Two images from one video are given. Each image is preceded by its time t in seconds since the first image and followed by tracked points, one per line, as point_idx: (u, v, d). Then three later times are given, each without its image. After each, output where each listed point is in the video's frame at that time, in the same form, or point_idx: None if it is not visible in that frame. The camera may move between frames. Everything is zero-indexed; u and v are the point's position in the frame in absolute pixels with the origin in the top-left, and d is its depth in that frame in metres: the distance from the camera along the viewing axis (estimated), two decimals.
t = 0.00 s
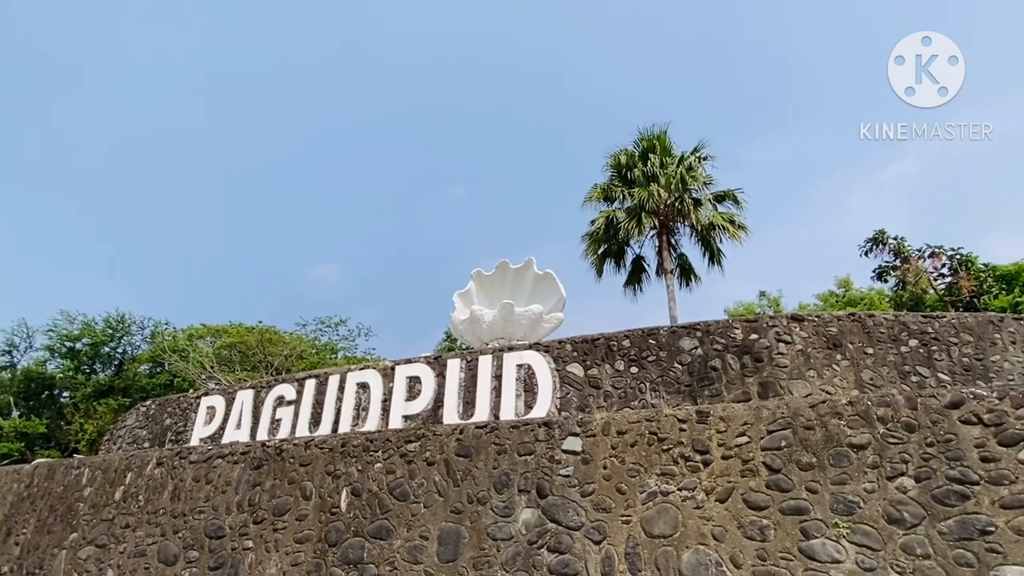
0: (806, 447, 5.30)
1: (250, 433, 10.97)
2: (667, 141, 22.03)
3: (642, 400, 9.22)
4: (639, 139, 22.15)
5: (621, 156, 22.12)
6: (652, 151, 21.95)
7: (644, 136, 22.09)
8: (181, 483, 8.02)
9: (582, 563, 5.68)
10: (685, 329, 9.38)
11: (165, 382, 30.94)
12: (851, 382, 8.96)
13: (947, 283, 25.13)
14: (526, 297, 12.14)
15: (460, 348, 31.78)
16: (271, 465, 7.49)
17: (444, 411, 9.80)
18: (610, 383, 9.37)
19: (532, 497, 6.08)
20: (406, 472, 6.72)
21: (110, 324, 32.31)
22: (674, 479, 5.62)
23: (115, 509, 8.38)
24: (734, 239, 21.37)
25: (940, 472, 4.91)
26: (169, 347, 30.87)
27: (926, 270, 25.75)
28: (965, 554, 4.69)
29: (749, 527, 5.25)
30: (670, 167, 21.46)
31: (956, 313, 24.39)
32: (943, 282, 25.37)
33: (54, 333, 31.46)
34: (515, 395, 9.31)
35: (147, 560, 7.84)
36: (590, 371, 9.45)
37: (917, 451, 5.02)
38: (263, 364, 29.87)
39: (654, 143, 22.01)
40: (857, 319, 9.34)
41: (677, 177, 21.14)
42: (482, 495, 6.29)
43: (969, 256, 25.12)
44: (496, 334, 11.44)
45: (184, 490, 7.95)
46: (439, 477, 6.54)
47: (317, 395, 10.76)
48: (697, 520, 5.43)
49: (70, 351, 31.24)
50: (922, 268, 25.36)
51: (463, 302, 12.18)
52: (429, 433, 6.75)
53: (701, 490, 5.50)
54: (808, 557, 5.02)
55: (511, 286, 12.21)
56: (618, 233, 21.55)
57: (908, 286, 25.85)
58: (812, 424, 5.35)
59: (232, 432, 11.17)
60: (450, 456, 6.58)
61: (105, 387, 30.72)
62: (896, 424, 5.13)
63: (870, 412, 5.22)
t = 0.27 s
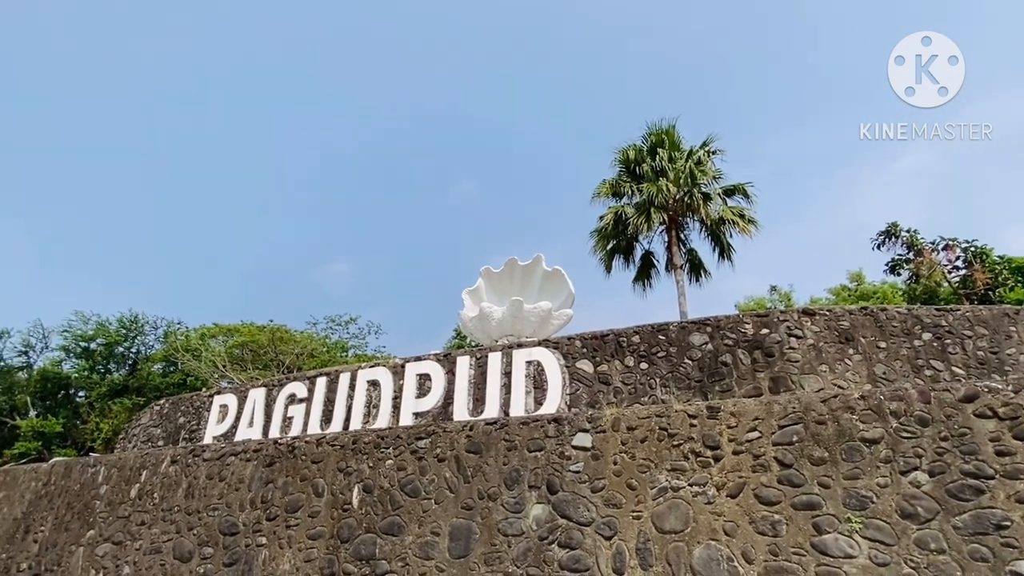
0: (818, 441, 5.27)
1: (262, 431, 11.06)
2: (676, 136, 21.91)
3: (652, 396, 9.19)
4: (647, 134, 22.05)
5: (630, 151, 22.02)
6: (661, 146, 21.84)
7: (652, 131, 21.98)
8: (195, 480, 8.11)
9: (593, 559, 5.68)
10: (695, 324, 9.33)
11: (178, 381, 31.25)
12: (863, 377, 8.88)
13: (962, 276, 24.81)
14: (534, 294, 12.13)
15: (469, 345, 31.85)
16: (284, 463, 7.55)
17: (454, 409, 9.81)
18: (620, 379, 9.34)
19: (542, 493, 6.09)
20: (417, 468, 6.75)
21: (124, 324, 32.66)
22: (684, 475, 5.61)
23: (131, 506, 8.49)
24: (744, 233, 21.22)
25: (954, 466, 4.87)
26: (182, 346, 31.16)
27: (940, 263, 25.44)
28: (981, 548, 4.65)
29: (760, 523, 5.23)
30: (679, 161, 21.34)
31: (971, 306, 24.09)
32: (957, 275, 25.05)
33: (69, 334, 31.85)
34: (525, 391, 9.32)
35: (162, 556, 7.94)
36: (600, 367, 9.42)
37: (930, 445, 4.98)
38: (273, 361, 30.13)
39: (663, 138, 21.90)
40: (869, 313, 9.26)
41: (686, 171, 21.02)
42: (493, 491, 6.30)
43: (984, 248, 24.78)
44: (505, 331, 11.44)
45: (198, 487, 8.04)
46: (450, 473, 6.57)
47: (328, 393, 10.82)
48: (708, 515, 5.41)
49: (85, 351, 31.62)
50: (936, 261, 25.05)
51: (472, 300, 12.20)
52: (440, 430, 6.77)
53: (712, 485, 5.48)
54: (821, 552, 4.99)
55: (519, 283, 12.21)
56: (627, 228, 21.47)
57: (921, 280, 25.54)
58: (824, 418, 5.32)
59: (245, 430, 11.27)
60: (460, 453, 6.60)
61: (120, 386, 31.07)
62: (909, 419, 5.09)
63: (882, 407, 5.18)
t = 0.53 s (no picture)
0: (836, 435, 5.22)
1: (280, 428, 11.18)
2: (688, 128, 21.72)
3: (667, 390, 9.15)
4: (660, 127, 21.88)
5: (642, 144, 21.87)
6: (674, 139, 21.67)
7: (665, 124, 21.82)
8: (214, 477, 8.23)
9: (609, 553, 5.69)
10: (710, 318, 9.26)
11: (196, 379, 31.67)
12: (882, 369, 8.78)
13: (983, 266, 24.36)
14: (547, 289, 12.12)
15: (483, 341, 31.92)
16: (301, 459, 7.63)
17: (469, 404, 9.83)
18: (634, 373, 9.30)
19: (558, 488, 6.10)
20: (433, 464, 6.79)
21: (142, 324, 33.14)
22: (700, 469, 5.59)
23: (152, 503, 8.64)
24: (759, 226, 21.01)
25: (976, 459, 4.81)
26: (199, 345, 31.57)
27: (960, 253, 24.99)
28: (1003, 542, 4.59)
29: (778, 517, 5.20)
30: (692, 153, 21.17)
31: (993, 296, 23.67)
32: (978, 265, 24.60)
33: (90, 334, 32.39)
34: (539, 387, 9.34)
35: (184, 552, 8.07)
36: (614, 362, 9.40)
37: (951, 438, 4.92)
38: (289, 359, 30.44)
39: (675, 131, 21.73)
40: (887, 305, 9.14)
41: (699, 164, 20.84)
42: (508, 486, 6.33)
43: (1005, 238, 24.29)
44: (519, 326, 11.45)
45: (218, 483, 8.15)
46: (465, 469, 6.60)
47: (343, 390, 10.91)
48: (725, 509, 5.39)
49: (105, 350, 32.14)
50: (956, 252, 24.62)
51: (485, 296, 12.21)
52: (455, 426, 6.80)
53: (729, 479, 5.46)
54: (839, 546, 4.95)
55: (532, 279, 12.20)
56: (640, 222, 21.35)
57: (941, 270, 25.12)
58: (842, 411, 5.26)
59: (263, 427, 11.40)
60: (475, 448, 6.63)
61: (140, 384, 31.56)
62: (929, 411, 5.02)
63: (902, 399, 5.12)
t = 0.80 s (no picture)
0: (861, 427, 5.14)
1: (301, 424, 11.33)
2: (705, 118, 21.46)
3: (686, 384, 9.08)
4: (676, 118, 21.64)
5: (658, 135, 21.65)
6: (690, 129, 21.42)
7: (681, 114, 21.57)
8: (238, 472, 8.36)
9: (630, 547, 5.68)
10: (730, 310, 9.16)
11: (218, 377, 32.18)
12: (907, 361, 8.62)
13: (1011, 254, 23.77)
14: (564, 283, 12.08)
15: (500, 336, 31.98)
16: (323, 454, 7.72)
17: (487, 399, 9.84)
18: (653, 367, 9.24)
19: (577, 481, 6.10)
20: (453, 458, 6.83)
21: (165, 323, 33.73)
22: (721, 462, 5.55)
23: (178, 498, 8.81)
24: (778, 216, 20.73)
25: (1005, 450, 4.72)
26: (221, 343, 32.03)
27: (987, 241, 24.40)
28: None
29: (801, 510, 5.14)
30: (709, 144, 20.92)
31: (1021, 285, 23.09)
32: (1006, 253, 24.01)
33: (115, 333, 33.06)
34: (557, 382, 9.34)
35: (210, 546, 8.22)
36: (633, 356, 9.35)
37: (979, 429, 4.83)
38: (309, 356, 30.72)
39: (692, 121, 21.48)
40: (912, 294, 8.96)
41: (717, 154, 20.60)
42: (528, 480, 6.34)
43: None
44: (536, 321, 11.44)
45: (242, 479, 8.28)
46: (485, 463, 6.62)
47: (363, 385, 11.00)
48: (747, 502, 5.35)
49: (130, 349, 32.78)
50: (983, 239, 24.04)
51: (502, 291, 12.21)
52: (474, 420, 6.82)
53: (751, 472, 5.41)
54: (865, 539, 4.89)
55: (548, 273, 12.17)
56: (657, 214, 21.17)
57: (967, 259, 24.55)
58: (866, 403, 5.18)
59: (284, 424, 11.55)
60: (494, 443, 6.65)
61: (164, 382, 32.16)
62: (956, 402, 4.93)
63: (927, 390, 5.03)
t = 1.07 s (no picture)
0: (890, 418, 5.03)
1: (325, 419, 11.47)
2: (726, 107, 21.13)
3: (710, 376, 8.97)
4: (696, 107, 21.34)
5: (678, 125, 21.37)
6: (711, 118, 21.10)
7: (701, 103, 21.27)
8: (265, 466, 8.51)
9: (654, 540, 5.65)
10: (753, 301, 9.02)
11: (244, 374, 32.76)
12: (938, 351, 8.41)
13: None
14: (584, 277, 12.02)
15: (520, 330, 32.00)
16: (347, 448, 7.82)
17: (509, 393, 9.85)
18: (675, 359, 9.16)
19: (600, 475, 6.08)
20: (475, 452, 6.86)
21: (192, 321, 34.41)
22: (747, 455, 5.48)
23: (208, 492, 9.00)
24: (802, 205, 20.36)
25: None
26: (247, 340, 32.58)
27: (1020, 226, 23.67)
28: None
29: (829, 503, 5.06)
30: (731, 133, 20.60)
31: None
32: None
33: (144, 332, 33.82)
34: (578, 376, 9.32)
35: (239, 539, 8.38)
36: (654, 349, 9.27)
37: (1014, 420, 4.70)
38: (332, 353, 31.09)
39: (712, 110, 21.16)
40: (942, 282, 8.72)
41: (738, 143, 20.28)
42: (550, 473, 6.34)
43: None
44: (556, 315, 11.41)
45: (269, 473, 8.43)
46: (507, 457, 6.64)
47: (385, 381, 11.10)
48: (773, 495, 5.28)
49: (159, 348, 33.52)
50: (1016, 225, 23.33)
51: (522, 285, 12.20)
52: (495, 414, 6.84)
53: (777, 465, 5.33)
54: (895, 532, 4.79)
55: (568, 267, 12.12)
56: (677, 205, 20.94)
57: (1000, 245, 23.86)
58: (896, 394, 5.07)
59: (309, 419, 11.72)
60: (516, 436, 6.66)
61: (192, 379, 32.85)
62: (990, 392, 4.80)
63: (960, 380, 4.90)
